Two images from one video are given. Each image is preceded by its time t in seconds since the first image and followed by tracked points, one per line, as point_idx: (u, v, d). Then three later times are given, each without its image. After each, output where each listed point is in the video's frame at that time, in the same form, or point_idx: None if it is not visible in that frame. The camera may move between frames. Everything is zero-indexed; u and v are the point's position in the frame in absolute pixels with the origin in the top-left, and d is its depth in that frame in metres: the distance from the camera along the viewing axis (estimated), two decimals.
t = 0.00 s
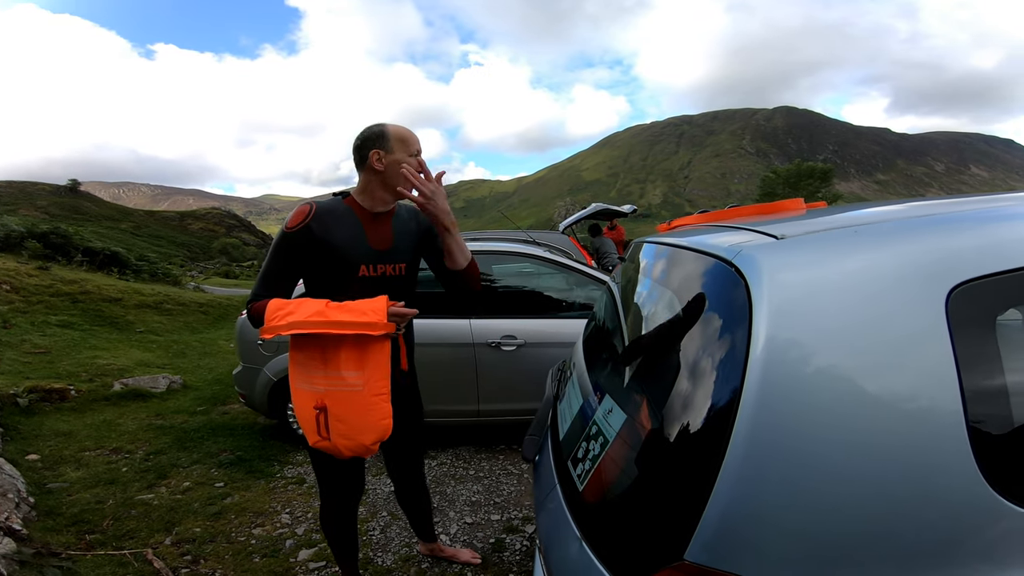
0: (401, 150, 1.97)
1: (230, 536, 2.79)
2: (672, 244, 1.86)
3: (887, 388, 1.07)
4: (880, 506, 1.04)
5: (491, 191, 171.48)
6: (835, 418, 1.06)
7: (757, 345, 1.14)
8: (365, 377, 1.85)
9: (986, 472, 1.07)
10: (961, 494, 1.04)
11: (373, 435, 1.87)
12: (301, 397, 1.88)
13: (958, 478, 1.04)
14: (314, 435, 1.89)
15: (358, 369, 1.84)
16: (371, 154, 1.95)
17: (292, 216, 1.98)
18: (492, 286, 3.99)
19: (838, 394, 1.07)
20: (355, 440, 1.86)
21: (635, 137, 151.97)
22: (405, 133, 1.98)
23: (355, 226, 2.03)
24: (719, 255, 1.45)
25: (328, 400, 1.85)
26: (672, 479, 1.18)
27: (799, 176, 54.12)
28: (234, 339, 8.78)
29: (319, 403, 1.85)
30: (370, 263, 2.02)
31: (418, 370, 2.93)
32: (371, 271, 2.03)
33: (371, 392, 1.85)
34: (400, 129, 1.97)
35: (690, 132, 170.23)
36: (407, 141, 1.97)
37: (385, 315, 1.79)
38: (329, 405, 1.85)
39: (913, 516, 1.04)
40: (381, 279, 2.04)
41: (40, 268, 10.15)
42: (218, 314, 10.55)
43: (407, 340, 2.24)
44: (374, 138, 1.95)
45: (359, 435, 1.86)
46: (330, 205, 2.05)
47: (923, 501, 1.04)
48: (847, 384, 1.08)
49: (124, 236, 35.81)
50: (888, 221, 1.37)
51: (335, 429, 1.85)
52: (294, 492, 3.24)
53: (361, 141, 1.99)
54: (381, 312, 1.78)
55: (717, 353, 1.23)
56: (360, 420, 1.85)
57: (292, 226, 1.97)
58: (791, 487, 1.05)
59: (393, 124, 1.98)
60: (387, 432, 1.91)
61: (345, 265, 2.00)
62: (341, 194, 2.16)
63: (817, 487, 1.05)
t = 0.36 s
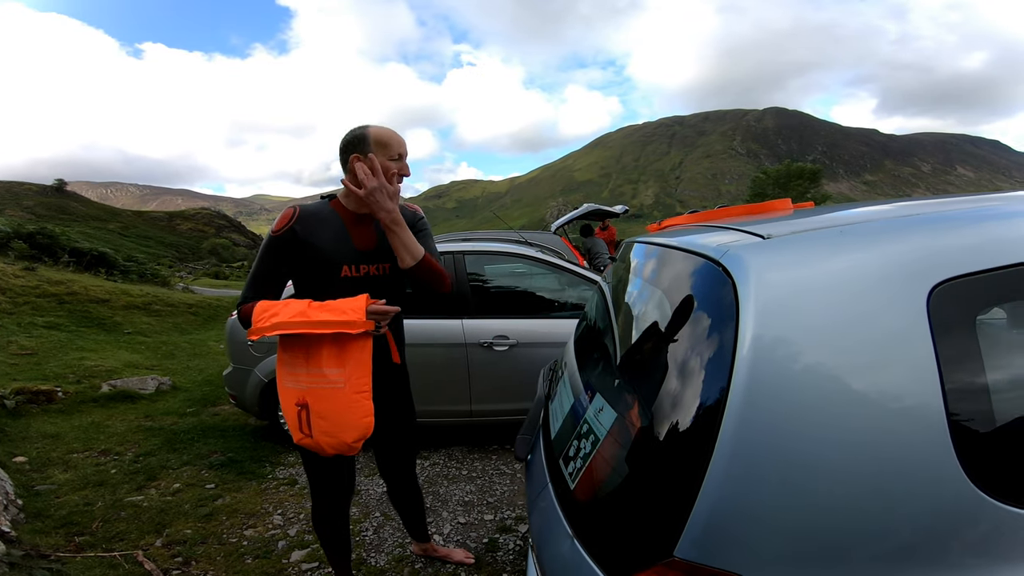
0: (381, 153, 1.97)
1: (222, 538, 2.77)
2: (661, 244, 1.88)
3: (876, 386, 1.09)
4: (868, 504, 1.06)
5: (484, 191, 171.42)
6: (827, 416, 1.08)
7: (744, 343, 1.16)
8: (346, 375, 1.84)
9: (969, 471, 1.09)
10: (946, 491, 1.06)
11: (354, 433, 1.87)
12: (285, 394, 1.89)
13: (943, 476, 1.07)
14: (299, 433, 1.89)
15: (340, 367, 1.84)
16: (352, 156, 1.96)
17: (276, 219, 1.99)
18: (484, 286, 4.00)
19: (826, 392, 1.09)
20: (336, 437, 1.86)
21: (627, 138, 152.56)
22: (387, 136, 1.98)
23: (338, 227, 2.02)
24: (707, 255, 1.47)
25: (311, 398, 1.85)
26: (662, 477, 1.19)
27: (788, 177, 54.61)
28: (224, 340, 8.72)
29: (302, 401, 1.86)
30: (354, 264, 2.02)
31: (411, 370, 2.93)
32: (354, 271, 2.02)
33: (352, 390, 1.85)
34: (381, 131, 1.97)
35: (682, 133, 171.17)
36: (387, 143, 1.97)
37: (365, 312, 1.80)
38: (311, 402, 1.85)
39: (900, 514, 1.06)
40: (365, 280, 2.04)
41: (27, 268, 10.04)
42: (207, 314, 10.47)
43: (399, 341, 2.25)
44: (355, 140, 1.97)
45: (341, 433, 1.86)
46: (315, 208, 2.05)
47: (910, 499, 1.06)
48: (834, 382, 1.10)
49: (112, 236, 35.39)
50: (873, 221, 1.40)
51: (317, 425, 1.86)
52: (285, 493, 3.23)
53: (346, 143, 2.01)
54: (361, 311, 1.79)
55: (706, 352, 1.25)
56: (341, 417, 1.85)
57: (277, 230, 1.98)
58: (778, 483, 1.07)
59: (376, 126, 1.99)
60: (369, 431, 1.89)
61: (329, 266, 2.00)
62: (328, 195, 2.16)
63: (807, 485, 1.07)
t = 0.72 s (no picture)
0: (342, 152, 1.98)
1: (216, 539, 2.77)
2: (656, 246, 1.90)
3: (867, 387, 1.11)
4: (858, 504, 1.08)
5: (479, 192, 171.39)
6: (819, 417, 1.10)
7: (736, 345, 1.18)
8: (323, 374, 1.86)
9: (957, 472, 1.11)
10: (934, 491, 1.08)
11: (333, 432, 1.87)
12: (269, 393, 1.92)
13: (932, 477, 1.09)
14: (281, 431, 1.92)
15: (318, 365, 1.86)
16: (323, 160, 2.03)
17: (267, 225, 2.03)
18: (480, 287, 4.01)
19: (817, 392, 1.11)
20: (315, 437, 1.87)
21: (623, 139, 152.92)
22: (349, 134, 1.98)
23: (326, 231, 2.04)
24: (700, 257, 1.49)
25: (291, 397, 1.87)
26: (655, 477, 1.21)
27: (783, 178, 54.92)
28: (218, 341, 8.69)
29: (282, 400, 1.88)
30: (341, 266, 2.03)
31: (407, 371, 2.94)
32: (341, 274, 2.03)
33: (329, 388, 1.86)
34: (345, 131, 1.99)
35: (677, 134, 171.75)
36: (347, 142, 1.97)
37: (337, 299, 1.79)
38: (291, 401, 1.88)
39: (889, 514, 1.08)
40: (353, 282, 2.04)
41: (19, 269, 9.98)
42: (202, 315, 10.43)
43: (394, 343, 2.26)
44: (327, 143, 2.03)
45: (320, 433, 1.87)
46: (304, 213, 2.07)
47: (899, 499, 1.08)
48: (824, 383, 1.11)
49: (105, 236, 35.18)
50: (864, 224, 1.42)
51: (297, 425, 1.87)
52: (280, 494, 3.23)
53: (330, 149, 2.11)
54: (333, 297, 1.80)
55: (699, 353, 1.27)
56: (319, 416, 1.86)
57: (266, 235, 2.01)
58: (771, 484, 1.09)
59: (346, 127, 2.01)
60: (348, 431, 1.90)
61: (318, 269, 2.01)
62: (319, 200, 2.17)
63: (799, 485, 1.08)
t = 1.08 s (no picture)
0: (318, 154, 2.00)
1: (212, 540, 2.76)
2: (652, 246, 1.91)
3: (860, 387, 1.12)
4: (852, 503, 1.09)
5: (476, 193, 171.40)
6: (815, 418, 1.10)
7: (730, 344, 1.19)
8: (301, 375, 1.86)
9: (950, 471, 1.12)
10: (928, 490, 1.09)
11: (312, 434, 1.86)
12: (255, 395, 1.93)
13: (926, 476, 1.10)
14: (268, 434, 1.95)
15: (296, 367, 1.86)
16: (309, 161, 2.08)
17: (256, 227, 2.00)
18: (476, 288, 4.01)
19: (811, 392, 1.11)
20: (297, 438, 1.86)
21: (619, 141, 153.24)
22: (325, 135, 1.99)
23: (317, 232, 2.05)
24: (695, 257, 1.50)
25: (273, 398, 1.88)
26: (650, 477, 1.21)
27: (778, 180, 55.15)
28: (214, 342, 8.66)
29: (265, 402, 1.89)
30: (333, 265, 2.03)
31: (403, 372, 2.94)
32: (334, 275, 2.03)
33: (307, 390, 1.86)
34: (323, 132, 2.01)
35: (673, 136, 172.23)
36: (322, 143, 1.98)
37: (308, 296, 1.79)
38: (273, 403, 1.88)
39: (883, 513, 1.09)
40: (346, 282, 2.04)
41: (14, 269, 9.92)
42: (197, 316, 10.40)
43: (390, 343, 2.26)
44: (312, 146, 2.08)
45: (300, 434, 1.86)
46: (293, 214, 2.06)
47: (893, 498, 1.09)
48: (819, 382, 1.12)
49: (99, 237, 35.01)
50: (858, 224, 1.43)
51: (280, 426, 1.87)
52: (276, 495, 3.22)
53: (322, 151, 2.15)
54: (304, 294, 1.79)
55: (694, 353, 1.28)
56: (298, 418, 1.85)
57: (256, 236, 1.99)
58: (765, 484, 1.09)
59: (327, 128, 2.03)
60: (329, 433, 1.89)
61: (310, 270, 2.01)
62: (308, 202, 2.16)
63: (794, 485, 1.09)
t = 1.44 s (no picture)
0: (317, 154, 2.00)
1: (211, 540, 2.76)
2: (650, 245, 1.92)
3: (858, 385, 1.13)
4: (850, 501, 1.09)
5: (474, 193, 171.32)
6: (812, 417, 1.11)
7: (728, 343, 1.20)
8: (362, 370, 1.92)
9: (948, 469, 1.13)
10: (925, 488, 1.10)
11: (365, 427, 1.94)
12: (289, 395, 1.83)
13: (923, 474, 1.10)
14: (297, 436, 1.84)
15: (357, 362, 1.90)
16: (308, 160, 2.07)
17: (256, 221, 1.98)
18: (475, 287, 4.01)
19: (809, 391, 1.12)
20: (348, 433, 1.89)
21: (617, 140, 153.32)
22: (323, 136, 1.99)
23: (316, 230, 2.04)
24: (693, 256, 1.50)
25: (325, 395, 1.85)
26: (649, 476, 1.22)
27: (776, 179, 55.25)
28: (212, 343, 8.64)
29: (312, 400, 1.84)
30: (333, 265, 2.03)
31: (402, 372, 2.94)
32: (334, 273, 2.03)
33: (367, 384, 1.93)
34: (322, 133, 2.00)
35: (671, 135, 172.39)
36: (320, 144, 1.98)
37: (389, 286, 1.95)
38: (324, 400, 1.85)
39: (881, 511, 1.09)
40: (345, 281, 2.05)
41: (11, 270, 9.89)
42: (195, 317, 10.37)
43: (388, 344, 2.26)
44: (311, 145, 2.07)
45: (353, 429, 1.90)
46: (291, 212, 2.06)
47: (891, 496, 1.09)
48: (817, 380, 1.13)
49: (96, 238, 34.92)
50: (854, 223, 1.44)
51: (329, 423, 1.86)
52: (275, 495, 3.22)
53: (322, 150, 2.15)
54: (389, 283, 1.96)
55: (692, 353, 1.28)
56: (356, 412, 1.90)
57: (258, 229, 1.96)
58: (764, 482, 1.10)
59: (327, 129, 2.02)
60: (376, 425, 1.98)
61: (310, 268, 2.01)
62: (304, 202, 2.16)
63: (793, 483, 1.10)
